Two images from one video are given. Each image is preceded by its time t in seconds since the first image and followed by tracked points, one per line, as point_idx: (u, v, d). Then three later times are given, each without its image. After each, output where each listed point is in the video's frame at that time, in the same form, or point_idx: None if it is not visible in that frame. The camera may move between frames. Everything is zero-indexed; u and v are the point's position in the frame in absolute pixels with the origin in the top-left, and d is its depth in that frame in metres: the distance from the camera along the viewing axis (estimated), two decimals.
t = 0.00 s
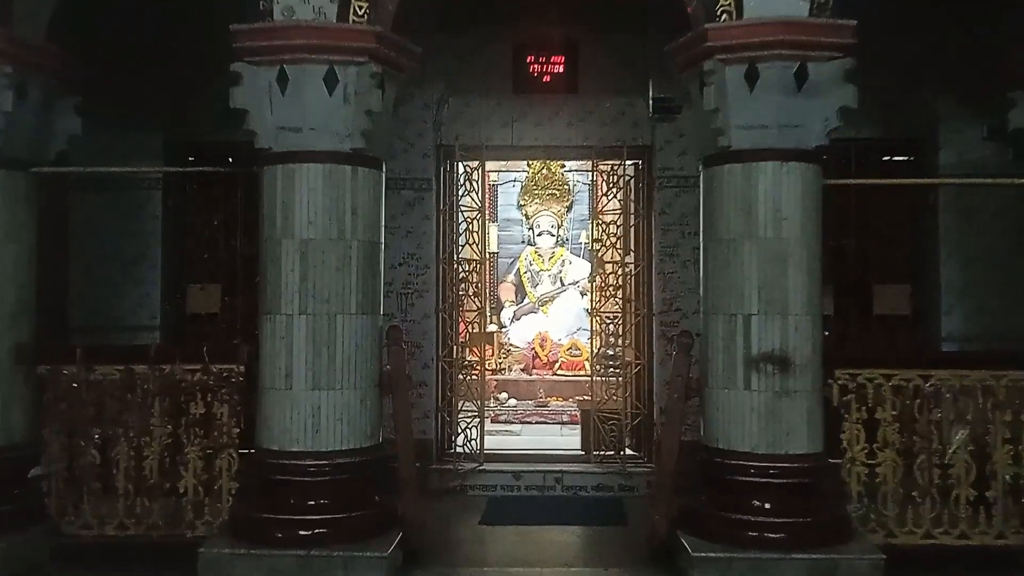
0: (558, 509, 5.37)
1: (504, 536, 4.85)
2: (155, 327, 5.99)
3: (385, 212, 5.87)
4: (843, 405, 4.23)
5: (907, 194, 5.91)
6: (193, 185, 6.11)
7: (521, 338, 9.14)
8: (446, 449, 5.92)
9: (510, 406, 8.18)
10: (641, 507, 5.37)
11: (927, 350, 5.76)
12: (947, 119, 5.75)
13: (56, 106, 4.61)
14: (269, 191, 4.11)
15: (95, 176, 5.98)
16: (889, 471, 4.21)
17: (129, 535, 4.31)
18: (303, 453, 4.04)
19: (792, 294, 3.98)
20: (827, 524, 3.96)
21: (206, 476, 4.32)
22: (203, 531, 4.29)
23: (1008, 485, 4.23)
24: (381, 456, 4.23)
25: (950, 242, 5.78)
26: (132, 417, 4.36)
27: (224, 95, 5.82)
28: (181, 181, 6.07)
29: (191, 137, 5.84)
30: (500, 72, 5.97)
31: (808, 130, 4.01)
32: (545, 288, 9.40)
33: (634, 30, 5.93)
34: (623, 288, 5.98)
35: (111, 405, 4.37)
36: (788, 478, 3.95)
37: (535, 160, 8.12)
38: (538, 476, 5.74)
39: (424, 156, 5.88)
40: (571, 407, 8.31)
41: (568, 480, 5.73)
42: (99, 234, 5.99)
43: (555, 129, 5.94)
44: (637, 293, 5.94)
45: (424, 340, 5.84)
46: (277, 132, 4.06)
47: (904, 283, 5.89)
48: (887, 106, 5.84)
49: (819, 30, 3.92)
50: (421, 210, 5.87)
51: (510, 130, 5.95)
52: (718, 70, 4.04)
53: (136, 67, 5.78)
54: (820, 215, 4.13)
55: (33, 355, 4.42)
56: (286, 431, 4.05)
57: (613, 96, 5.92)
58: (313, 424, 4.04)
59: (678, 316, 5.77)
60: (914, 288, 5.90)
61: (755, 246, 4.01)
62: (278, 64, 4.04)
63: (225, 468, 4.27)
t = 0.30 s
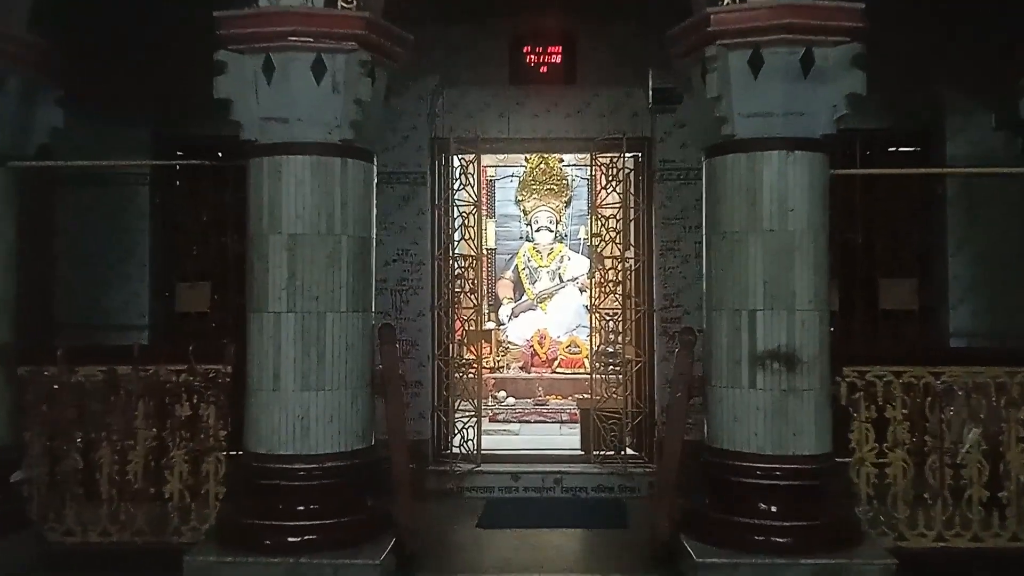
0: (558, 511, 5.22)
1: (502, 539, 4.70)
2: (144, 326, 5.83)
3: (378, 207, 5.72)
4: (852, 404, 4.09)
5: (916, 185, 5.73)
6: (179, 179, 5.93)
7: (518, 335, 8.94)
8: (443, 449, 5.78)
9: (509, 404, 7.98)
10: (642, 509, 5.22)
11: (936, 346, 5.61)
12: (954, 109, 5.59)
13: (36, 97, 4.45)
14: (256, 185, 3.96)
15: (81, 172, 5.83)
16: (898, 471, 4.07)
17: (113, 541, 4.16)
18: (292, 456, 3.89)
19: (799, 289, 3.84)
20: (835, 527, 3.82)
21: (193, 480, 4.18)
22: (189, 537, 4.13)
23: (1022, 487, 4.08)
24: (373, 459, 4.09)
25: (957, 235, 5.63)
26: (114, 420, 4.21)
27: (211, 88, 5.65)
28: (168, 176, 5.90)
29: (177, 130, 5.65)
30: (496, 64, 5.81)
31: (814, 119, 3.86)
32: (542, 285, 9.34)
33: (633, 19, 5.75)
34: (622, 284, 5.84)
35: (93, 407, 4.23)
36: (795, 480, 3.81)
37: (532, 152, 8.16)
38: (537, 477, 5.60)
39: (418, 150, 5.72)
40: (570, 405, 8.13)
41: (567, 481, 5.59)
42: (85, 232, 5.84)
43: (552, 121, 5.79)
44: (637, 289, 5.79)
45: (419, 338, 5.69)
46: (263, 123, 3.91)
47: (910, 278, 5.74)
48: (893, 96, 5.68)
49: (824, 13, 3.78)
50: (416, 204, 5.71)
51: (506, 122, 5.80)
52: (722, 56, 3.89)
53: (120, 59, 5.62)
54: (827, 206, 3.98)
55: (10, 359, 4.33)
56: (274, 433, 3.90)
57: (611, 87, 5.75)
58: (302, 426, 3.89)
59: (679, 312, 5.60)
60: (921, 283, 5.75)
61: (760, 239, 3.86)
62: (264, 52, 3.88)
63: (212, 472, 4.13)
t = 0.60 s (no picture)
0: (558, 522, 5.06)
1: (500, 551, 4.54)
2: (133, 330, 5.69)
3: (374, 209, 5.58)
4: (861, 413, 3.96)
5: (927, 188, 5.54)
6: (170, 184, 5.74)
7: (518, 339, 8.71)
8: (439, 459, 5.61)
9: (509, 410, 7.85)
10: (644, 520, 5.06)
11: (946, 352, 5.45)
12: (962, 109, 5.48)
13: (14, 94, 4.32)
14: (244, 185, 3.82)
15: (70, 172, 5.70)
16: (909, 482, 3.94)
17: (95, 555, 4.00)
18: (281, 467, 3.75)
19: (807, 293, 3.70)
20: (845, 542, 3.67)
21: (179, 491, 4.03)
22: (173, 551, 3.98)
23: None
24: (366, 469, 3.96)
25: (966, 238, 5.49)
26: (98, 429, 4.06)
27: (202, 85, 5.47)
28: (159, 179, 5.71)
29: (167, 131, 5.49)
30: (494, 63, 5.67)
31: (822, 117, 3.73)
32: (542, 289, 9.18)
33: (634, 17, 5.61)
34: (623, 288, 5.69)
35: (76, 415, 4.08)
36: (802, 492, 3.67)
37: (534, 153, 8.27)
38: (536, 487, 5.44)
39: (415, 151, 5.59)
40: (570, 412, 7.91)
41: (567, 490, 5.43)
42: (74, 234, 5.70)
43: (552, 121, 5.64)
44: (638, 294, 5.62)
45: (415, 343, 5.54)
46: (252, 121, 3.78)
47: (918, 280, 5.52)
48: (903, 95, 5.52)
49: (833, 8, 3.64)
50: (413, 207, 5.57)
51: (504, 122, 5.65)
52: (727, 52, 3.76)
53: (109, 57, 5.49)
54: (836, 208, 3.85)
55: None
56: (263, 443, 3.76)
57: (612, 87, 5.60)
58: (292, 436, 3.75)
59: (682, 317, 5.45)
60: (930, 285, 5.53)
61: (767, 241, 3.72)
62: (253, 48, 3.76)
63: (199, 483, 4.00)
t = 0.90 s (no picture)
0: (556, 530, 4.83)
1: (496, 559, 4.33)
2: (118, 330, 5.48)
3: (366, 205, 5.35)
4: (875, 418, 3.76)
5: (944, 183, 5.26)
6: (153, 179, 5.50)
7: (517, 338, 8.51)
8: (434, 462, 5.40)
9: (507, 412, 7.64)
10: (646, 527, 4.85)
11: (958, 355, 5.14)
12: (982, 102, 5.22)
13: None
14: (227, 177, 3.63)
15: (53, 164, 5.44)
16: (925, 490, 3.74)
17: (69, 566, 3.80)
18: (264, 474, 3.56)
19: (819, 292, 3.51)
20: (857, 555, 3.49)
21: (159, 498, 3.84)
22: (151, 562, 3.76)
23: None
24: (354, 476, 3.76)
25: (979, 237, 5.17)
26: (74, 433, 3.87)
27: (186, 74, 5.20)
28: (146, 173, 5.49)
29: (148, 123, 5.23)
30: (492, 53, 5.45)
31: (837, 106, 3.55)
32: (542, 288, 9.03)
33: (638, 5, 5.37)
34: (624, 287, 5.49)
35: (52, 418, 3.88)
36: (813, 502, 3.48)
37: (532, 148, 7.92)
38: (534, 492, 5.22)
39: (409, 144, 5.35)
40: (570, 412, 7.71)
41: (566, 495, 5.21)
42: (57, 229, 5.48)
43: (551, 114, 5.42)
44: (640, 293, 5.42)
45: (410, 343, 5.29)
46: (235, 110, 3.59)
47: (930, 278, 5.24)
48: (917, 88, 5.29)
49: None
50: (407, 202, 5.33)
51: (502, 115, 5.44)
52: (736, 38, 3.57)
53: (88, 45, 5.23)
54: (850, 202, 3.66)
55: None
56: (245, 449, 3.57)
57: (614, 79, 5.39)
58: (275, 441, 3.56)
59: (686, 316, 5.23)
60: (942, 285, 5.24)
61: (777, 237, 3.53)
62: (236, 32, 3.56)
63: (179, 490, 3.79)
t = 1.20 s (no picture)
0: (557, 536, 4.66)
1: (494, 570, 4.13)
2: (106, 331, 5.20)
3: (361, 201, 5.17)
4: (888, 422, 3.59)
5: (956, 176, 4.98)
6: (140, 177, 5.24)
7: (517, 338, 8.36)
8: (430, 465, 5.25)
9: (507, 413, 7.46)
10: (648, 534, 4.69)
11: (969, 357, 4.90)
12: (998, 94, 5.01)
13: None
14: (211, 171, 3.48)
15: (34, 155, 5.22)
16: (940, 498, 3.58)
17: None
18: (249, 482, 3.41)
19: (829, 292, 3.35)
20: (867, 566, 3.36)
21: (141, 507, 3.69)
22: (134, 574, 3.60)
23: None
24: (345, 483, 3.61)
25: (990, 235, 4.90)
26: (54, 438, 3.70)
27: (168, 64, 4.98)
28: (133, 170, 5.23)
29: (137, 116, 5.05)
30: (489, 45, 5.28)
31: (848, 97, 3.39)
32: (541, 286, 8.86)
33: None
34: (625, 286, 5.32)
35: (31, 424, 3.71)
36: (823, 512, 3.32)
37: (531, 144, 7.94)
38: (532, 496, 5.06)
39: (404, 139, 5.18)
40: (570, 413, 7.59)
41: (566, 500, 5.06)
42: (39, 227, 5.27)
43: (550, 108, 5.26)
44: (641, 292, 5.26)
45: (405, 344, 5.11)
46: (218, 101, 3.44)
47: (940, 278, 4.99)
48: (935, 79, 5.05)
49: None
50: (402, 198, 5.15)
51: (500, 108, 5.29)
52: (742, 25, 3.41)
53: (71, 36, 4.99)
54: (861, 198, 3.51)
55: None
56: (229, 456, 3.42)
57: (615, 72, 5.23)
58: (261, 448, 3.41)
59: (689, 316, 5.08)
60: (953, 285, 5.00)
61: (785, 234, 3.37)
62: (219, 21, 3.41)
63: (162, 497, 3.66)
